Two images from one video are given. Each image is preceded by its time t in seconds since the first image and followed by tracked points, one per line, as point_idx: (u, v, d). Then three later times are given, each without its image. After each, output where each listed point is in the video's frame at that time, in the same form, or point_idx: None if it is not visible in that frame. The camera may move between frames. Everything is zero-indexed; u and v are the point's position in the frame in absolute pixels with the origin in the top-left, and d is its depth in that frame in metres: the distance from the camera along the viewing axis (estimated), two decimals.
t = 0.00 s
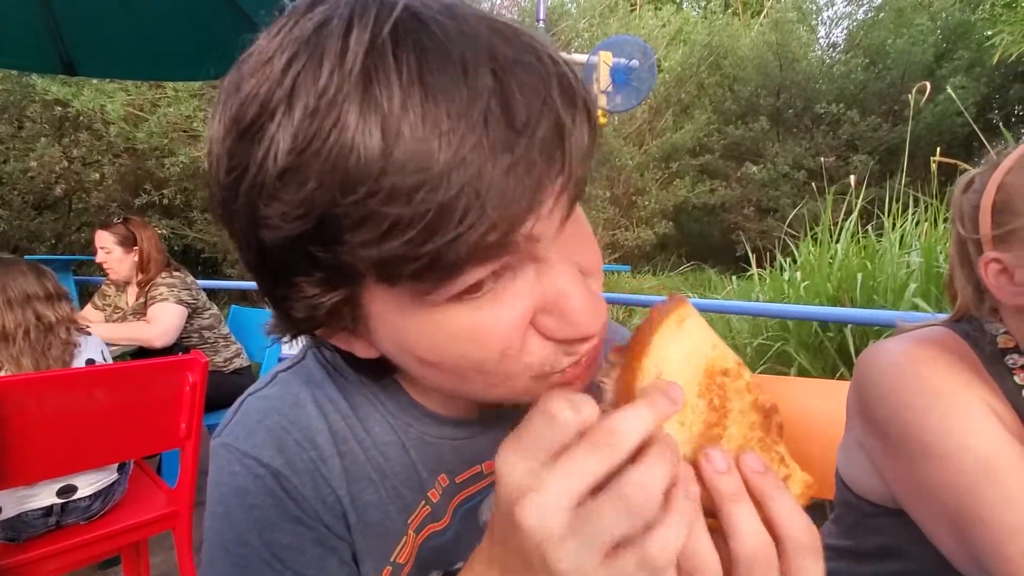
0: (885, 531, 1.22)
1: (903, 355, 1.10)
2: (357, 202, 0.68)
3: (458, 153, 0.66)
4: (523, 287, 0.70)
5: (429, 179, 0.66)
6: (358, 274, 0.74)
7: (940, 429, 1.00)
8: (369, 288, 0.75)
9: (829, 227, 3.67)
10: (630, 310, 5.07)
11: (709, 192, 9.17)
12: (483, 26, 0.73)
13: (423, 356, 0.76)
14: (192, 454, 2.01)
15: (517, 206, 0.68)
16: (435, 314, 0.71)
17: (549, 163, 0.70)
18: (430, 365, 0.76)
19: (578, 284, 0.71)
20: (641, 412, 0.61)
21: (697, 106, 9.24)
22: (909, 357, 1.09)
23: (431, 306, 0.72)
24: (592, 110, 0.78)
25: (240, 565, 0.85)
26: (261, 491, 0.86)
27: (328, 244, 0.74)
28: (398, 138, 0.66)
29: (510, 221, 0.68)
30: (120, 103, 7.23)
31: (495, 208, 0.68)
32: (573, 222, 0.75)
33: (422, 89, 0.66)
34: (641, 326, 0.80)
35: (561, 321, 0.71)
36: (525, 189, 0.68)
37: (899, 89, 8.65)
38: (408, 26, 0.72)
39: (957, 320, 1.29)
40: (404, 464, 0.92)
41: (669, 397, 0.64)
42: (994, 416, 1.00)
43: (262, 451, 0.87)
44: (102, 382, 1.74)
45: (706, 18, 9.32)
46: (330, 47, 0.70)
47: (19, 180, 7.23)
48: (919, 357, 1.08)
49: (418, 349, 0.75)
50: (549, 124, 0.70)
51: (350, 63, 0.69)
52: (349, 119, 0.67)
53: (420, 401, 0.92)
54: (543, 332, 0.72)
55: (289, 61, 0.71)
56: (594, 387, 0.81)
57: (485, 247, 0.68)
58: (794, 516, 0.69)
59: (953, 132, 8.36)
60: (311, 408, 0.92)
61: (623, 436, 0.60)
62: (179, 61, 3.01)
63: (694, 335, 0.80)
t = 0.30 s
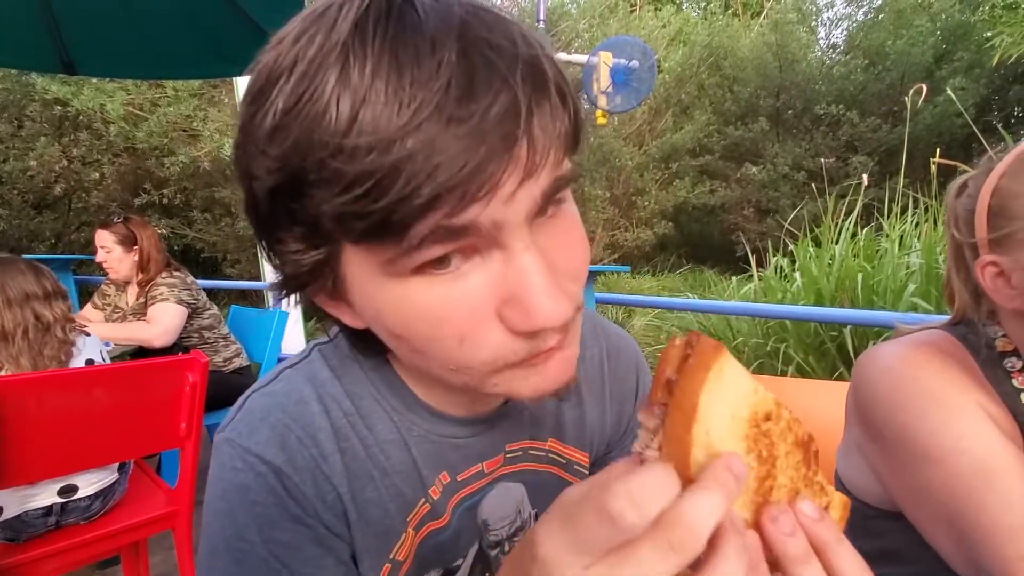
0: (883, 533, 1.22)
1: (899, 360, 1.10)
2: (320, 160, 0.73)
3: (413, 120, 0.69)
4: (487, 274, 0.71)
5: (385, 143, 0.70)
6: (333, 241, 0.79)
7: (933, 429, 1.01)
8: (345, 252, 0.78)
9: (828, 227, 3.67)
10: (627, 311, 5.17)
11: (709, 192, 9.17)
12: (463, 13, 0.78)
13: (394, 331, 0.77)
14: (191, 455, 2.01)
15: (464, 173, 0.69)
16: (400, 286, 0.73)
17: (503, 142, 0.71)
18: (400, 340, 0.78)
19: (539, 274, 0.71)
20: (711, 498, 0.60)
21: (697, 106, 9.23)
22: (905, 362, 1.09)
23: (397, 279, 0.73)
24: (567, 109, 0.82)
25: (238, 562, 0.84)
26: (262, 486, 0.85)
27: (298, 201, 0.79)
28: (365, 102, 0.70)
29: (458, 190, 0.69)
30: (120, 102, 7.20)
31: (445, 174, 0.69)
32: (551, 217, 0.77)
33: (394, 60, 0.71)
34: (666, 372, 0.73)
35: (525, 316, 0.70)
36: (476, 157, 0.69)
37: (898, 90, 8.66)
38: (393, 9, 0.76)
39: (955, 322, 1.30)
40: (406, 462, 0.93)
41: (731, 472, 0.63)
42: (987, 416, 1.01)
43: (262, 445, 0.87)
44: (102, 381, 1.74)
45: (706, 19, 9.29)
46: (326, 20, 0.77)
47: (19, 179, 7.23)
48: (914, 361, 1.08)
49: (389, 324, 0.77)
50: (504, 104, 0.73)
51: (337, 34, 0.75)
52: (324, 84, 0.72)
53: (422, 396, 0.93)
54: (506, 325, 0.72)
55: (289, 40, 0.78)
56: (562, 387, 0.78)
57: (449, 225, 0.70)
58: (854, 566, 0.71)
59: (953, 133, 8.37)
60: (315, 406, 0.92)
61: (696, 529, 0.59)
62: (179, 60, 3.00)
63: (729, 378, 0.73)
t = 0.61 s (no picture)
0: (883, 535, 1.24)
1: (899, 365, 1.10)
2: (346, 141, 0.80)
3: (430, 111, 0.76)
4: (490, 264, 0.77)
5: (403, 129, 0.77)
6: (355, 219, 0.84)
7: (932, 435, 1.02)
8: (362, 229, 0.84)
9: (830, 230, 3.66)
10: (628, 312, 5.01)
11: (709, 195, 9.16)
12: (490, 12, 0.84)
13: (400, 309, 0.82)
14: (193, 455, 2.01)
15: (470, 161, 0.75)
16: (407, 265, 0.79)
17: (509, 136, 0.77)
18: (406, 320, 0.82)
19: (537, 264, 0.76)
20: None
21: (697, 109, 9.20)
22: (905, 367, 1.09)
23: (408, 262, 0.79)
24: (578, 111, 0.87)
25: (237, 550, 0.85)
26: (270, 473, 0.86)
27: (324, 179, 0.86)
28: (391, 92, 0.77)
29: (462, 178, 0.75)
30: (122, 102, 7.14)
31: (452, 160, 0.76)
32: (558, 220, 0.82)
33: (419, 54, 0.78)
34: (722, 382, 0.78)
35: (520, 304, 0.75)
36: (482, 148, 0.76)
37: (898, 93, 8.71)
38: (425, 7, 0.82)
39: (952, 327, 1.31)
40: (413, 457, 0.95)
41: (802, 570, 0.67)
42: (985, 419, 1.02)
43: (272, 430, 0.88)
44: (103, 382, 1.75)
45: (707, 21, 9.24)
46: (365, 15, 0.83)
47: (19, 178, 7.23)
48: (914, 366, 1.09)
49: (398, 304, 0.81)
50: (512, 101, 0.78)
51: (373, 28, 0.81)
52: (354, 76, 0.79)
53: (433, 393, 0.96)
54: (504, 313, 0.76)
55: (332, 35, 0.84)
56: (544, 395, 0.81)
57: (457, 216, 0.76)
58: None
59: (952, 136, 8.41)
60: (327, 398, 0.93)
61: None
62: (181, 59, 3.01)
63: (789, 386, 0.77)
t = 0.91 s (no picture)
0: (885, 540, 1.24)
1: (901, 366, 1.12)
2: (387, 116, 0.84)
3: (465, 91, 0.81)
4: (511, 248, 0.80)
5: (438, 105, 0.81)
6: (389, 192, 0.87)
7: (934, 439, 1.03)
8: (393, 203, 0.87)
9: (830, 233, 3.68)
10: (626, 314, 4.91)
11: (709, 198, 9.16)
12: (533, 13, 0.90)
13: (419, 285, 0.85)
14: (193, 457, 2.01)
15: (496, 140, 0.80)
16: (431, 238, 0.82)
17: (535, 120, 0.82)
18: (426, 299, 0.85)
19: (551, 251, 0.80)
20: None
21: (697, 112, 9.20)
22: (906, 369, 1.10)
23: (432, 235, 0.82)
24: (607, 109, 0.92)
25: (253, 514, 0.84)
26: (295, 442, 0.86)
27: (362, 152, 0.89)
28: (430, 74, 0.82)
29: (489, 155, 0.80)
30: (122, 103, 7.10)
31: (481, 137, 0.80)
32: (580, 213, 0.87)
33: (460, 42, 0.83)
34: (737, 390, 0.80)
35: (533, 286, 0.79)
36: (512, 128, 0.81)
37: (898, 97, 8.76)
38: (470, 4, 0.88)
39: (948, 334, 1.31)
40: (429, 446, 0.96)
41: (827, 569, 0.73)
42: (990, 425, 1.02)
43: (299, 401, 0.89)
44: (106, 382, 1.75)
45: (707, 25, 9.22)
46: (414, 9, 0.89)
47: (20, 178, 7.23)
48: (916, 368, 1.10)
49: (417, 277, 0.85)
50: (541, 88, 0.83)
51: (421, 18, 0.87)
52: (399, 59, 0.84)
53: (449, 387, 0.98)
54: (517, 295, 0.80)
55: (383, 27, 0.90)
56: (559, 372, 0.84)
57: (482, 193, 0.80)
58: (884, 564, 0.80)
59: (952, 140, 8.45)
60: (350, 381, 0.93)
61: None
62: (182, 61, 3.01)
63: (805, 389, 0.80)
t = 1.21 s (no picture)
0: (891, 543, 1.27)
1: (918, 372, 1.21)
2: (438, 116, 0.91)
3: (516, 95, 0.89)
4: (545, 252, 0.87)
5: (491, 107, 0.88)
6: (428, 192, 0.94)
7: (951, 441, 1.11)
8: (433, 204, 0.93)
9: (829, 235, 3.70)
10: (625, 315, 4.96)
11: (708, 199, 9.17)
12: (579, 27, 0.99)
13: (453, 283, 0.91)
14: (194, 459, 2.00)
15: (543, 145, 0.87)
16: (468, 241, 0.89)
17: (584, 126, 0.90)
18: (459, 300, 0.91)
19: (585, 255, 0.86)
20: None
21: (697, 114, 9.23)
22: (923, 374, 1.19)
23: (469, 235, 0.89)
24: (646, 122, 1.00)
25: (302, 504, 0.89)
26: (341, 434, 0.91)
27: (408, 150, 0.96)
28: (480, 80, 0.89)
29: (537, 157, 0.87)
30: (123, 104, 7.00)
31: (530, 139, 0.87)
32: (612, 221, 0.93)
33: (512, 51, 0.91)
34: (775, 408, 0.97)
35: (568, 287, 0.85)
36: (559, 134, 0.88)
37: (897, 100, 8.79)
38: (520, 16, 0.96)
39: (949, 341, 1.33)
40: (459, 445, 1.01)
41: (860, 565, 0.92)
42: (1003, 433, 1.10)
43: (341, 398, 0.95)
44: (107, 385, 1.74)
45: (707, 27, 9.24)
46: (466, 21, 0.97)
47: (21, 179, 7.27)
48: (932, 374, 1.19)
49: (450, 275, 0.91)
50: (590, 96, 0.92)
51: (475, 27, 0.94)
52: (451, 63, 0.92)
53: (470, 391, 1.03)
54: (551, 297, 0.85)
55: (435, 33, 0.98)
56: (586, 384, 0.90)
57: (523, 197, 0.87)
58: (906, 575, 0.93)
59: (951, 143, 8.47)
60: (385, 379, 0.99)
61: None
62: (183, 63, 3.01)
63: (840, 413, 0.96)
